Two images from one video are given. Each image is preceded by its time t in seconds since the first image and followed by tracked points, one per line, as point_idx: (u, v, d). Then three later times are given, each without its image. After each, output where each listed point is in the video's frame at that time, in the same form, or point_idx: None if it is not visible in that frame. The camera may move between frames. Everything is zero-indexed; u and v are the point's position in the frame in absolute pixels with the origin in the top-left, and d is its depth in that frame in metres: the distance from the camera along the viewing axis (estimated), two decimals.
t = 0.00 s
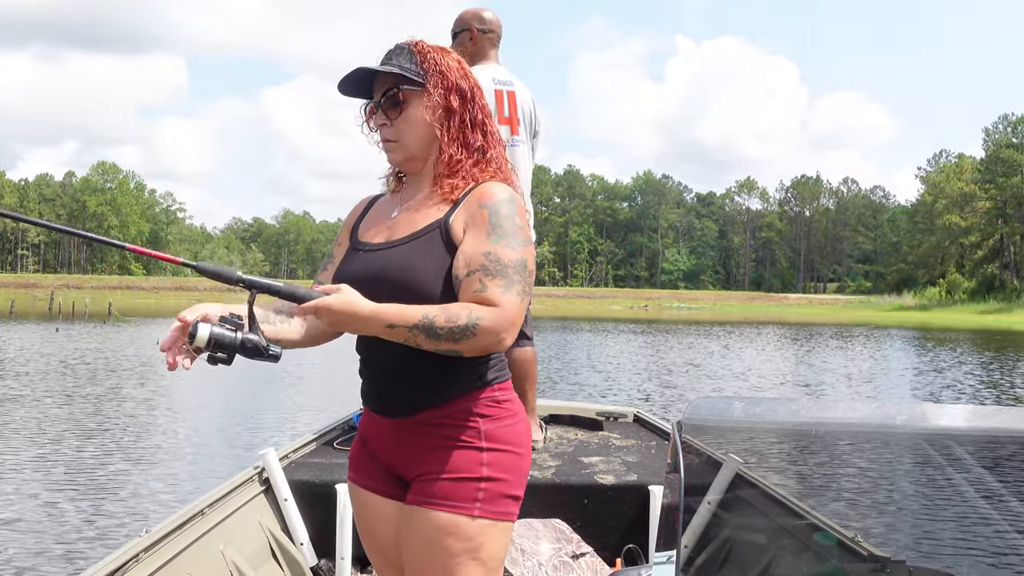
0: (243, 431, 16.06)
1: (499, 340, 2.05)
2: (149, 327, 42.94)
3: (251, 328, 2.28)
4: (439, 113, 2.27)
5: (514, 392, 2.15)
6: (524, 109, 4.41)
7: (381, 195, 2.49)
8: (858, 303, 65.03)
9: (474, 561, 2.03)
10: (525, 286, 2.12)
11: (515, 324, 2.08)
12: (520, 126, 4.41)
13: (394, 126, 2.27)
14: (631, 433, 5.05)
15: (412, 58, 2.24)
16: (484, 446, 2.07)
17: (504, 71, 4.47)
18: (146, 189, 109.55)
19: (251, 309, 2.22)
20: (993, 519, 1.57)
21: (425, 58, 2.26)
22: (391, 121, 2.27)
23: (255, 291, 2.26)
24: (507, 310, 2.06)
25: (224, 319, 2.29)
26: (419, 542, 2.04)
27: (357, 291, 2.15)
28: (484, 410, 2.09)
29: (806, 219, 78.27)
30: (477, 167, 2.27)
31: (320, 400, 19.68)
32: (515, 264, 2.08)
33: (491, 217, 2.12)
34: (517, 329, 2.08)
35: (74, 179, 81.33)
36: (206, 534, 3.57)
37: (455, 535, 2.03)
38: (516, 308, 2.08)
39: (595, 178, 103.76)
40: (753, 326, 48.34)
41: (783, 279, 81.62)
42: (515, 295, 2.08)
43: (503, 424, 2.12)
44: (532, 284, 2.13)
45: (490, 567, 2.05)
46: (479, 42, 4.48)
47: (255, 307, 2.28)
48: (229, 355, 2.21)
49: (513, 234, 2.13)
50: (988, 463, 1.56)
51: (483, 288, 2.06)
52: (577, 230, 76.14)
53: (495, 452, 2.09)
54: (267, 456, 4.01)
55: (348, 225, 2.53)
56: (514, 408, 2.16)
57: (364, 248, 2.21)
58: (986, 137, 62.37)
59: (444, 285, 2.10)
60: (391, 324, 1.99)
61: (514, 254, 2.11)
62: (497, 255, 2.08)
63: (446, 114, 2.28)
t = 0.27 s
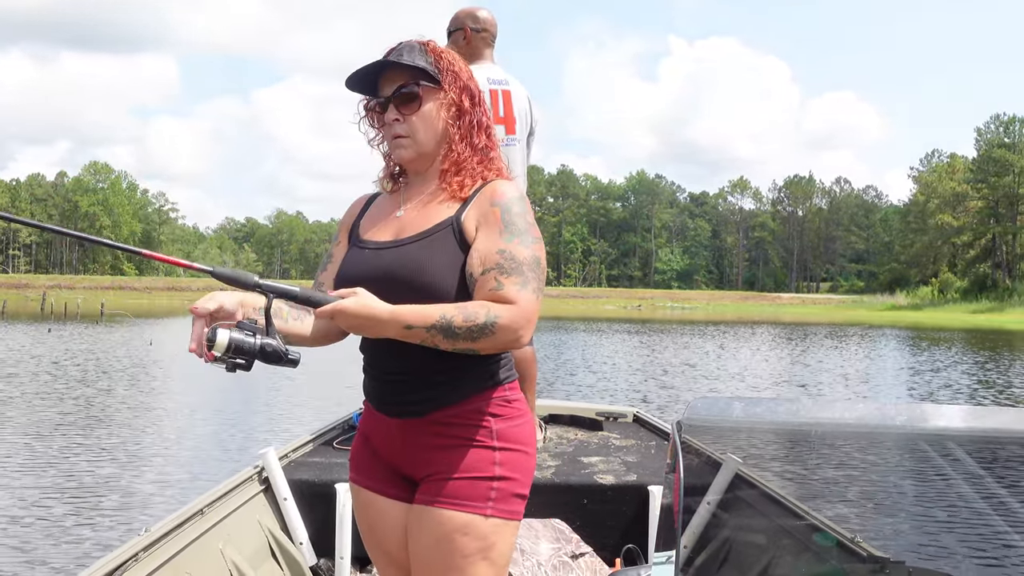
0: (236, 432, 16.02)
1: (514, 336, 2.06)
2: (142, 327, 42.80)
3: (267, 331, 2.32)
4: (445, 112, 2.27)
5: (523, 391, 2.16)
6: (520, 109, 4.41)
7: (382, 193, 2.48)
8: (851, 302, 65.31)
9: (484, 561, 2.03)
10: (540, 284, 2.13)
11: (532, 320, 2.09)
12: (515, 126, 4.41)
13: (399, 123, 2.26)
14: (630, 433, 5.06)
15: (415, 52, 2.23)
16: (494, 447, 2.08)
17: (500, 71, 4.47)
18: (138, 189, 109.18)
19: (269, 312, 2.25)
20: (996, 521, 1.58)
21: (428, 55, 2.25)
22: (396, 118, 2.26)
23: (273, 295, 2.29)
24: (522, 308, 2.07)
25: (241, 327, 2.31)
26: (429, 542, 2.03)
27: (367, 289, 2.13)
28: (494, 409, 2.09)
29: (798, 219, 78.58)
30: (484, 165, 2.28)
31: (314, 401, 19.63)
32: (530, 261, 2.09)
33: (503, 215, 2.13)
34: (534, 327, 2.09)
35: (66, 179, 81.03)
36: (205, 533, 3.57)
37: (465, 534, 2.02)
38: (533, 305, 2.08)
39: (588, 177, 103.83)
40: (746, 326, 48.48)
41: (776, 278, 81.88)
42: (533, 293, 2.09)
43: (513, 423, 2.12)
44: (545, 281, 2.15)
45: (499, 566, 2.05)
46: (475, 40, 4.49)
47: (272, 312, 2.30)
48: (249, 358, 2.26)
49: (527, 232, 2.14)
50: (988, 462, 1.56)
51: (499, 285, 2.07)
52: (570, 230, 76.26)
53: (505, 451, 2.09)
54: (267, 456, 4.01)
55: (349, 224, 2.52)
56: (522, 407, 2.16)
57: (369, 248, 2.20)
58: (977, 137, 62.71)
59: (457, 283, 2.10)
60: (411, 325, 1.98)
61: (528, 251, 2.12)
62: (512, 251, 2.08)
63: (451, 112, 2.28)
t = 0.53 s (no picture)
0: (229, 432, 15.98)
1: (524, 334, 2.06)
2: (135, 327, 42.69)
3: (279, 331, 2.32)
4: (453, 110, 2.26)
5: (528, 392, 2.16)
6: (519, 109, 4.41)
7: (386, 195, 2.48)
8: (844, 302, 65.56)
9: (490, 559, 2.02)
10: (550, 282, 2.14)
11: (542, 319, 2.10)
12: (514, 127, 4.41)
13: (411, 123, 2.26)
14: (631, 433, 5.06)
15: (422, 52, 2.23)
16: (501, 445, 2.08)
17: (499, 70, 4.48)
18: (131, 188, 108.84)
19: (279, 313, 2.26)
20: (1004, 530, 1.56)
21: (438, 54, 2.25)
22: (405, 118, 2.26)
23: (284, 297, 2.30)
24: (532, 305, 2.07)
25: (251, 326, 2.31)
26: (435, 540, 2.03)
27: (376, 288, 2.13)
28: (501, 409, 2.09)
29: (792, 219, 78.89)
30: (489, 164, 2.28)
31: (309, 401, 19.59)
32: (538, 259, 2.09)
33: (511, 214, 2.13)
34: (545, 325, 2.09)
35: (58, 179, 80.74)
36: (206, 532, 3.56)
37: (471, 533, 2.02)
38: (543, 303, 2.09)
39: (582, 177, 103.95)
40: (740, 326, 48.62)
41: (769, 278, 82.17)
42: (543, 290, 2.10)
43: (518, 423, 2.12)
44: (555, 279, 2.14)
45: (505, 565, 2.04)
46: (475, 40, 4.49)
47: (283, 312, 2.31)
48: (258, 359, 2.27)
49: (535, 231, 2.14)
50: (991, 464, 1.57)
51: (509, 285, 2.07)
52: (564, 229, 76.36)
53: (512, 451, 2.10)
54: (267, 455, 4.01)
55: (354, 224, 2.51)
56: (528, 408, 2.16)
57: (376, 248, 2.19)
58: (970, 138, 63.04)
59: (466, 282, 2.10)
60: (422, 324, 1.98)
61: (537, 249, 2.12)
62: (520, 250, 2.09)
63: (458, 112, 2.29)
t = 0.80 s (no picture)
0: (223, 433, 15.92)
1: (525, 337, 2.06)
2: (128, 326, 42.54)
3: (282, 332, 2.32)
4: (457, 112, 2.26)
5: (527, 392, 2.16)
6: (518, 108, 4.42)
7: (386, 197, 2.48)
8: (837, 303, 65.70)
9: (489, 560, 2.03)
10: (550, 285, 2.14)
11: (543, 323, 2.10)
12: (514, 125, 4.42)
13: (415, 123, 2.26)
14: (630, 433, 5.06)
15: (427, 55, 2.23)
16: (500, 447, 2.08)
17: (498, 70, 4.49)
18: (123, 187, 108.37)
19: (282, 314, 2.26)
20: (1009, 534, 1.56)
21: (442, 56, 2.25)
22: (408, 120, 2.26)
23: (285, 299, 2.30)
24: (534, 308, 2.07)
25: (252, 327, 2.31)
26: (434, 540, 2.03)
27: (377, 290, 2.12)
28: (500, 410, 2.09)
29: (785, 219, 79.11)
30: (490, 167, 2.28)
31: (303, 402, 19.54)
32: (539, 263, 2.10)
33: (513, 215, 2.12)
34: (545, 328, 2.10)
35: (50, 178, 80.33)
36: (206, 533, 3.55)
37: (472, 534, 2.02)
38: (544, 306, 2.09)
39: (576, 177, 103.97)
40: (733, 326, 48.67)
41: (763, 279, 82.37)
42: (545, 293, 2.10)
43: (519, 424, 2.12)
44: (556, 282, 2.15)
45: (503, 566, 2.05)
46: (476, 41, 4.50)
47: (284, 313, 2.31)
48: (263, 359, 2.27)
49: (536, 234, 2.14)
50: (994, 468, 1.58)
51: (511, 287, 2.07)
52: (557, 229, 76.34)
53: (513, 452, 2.09)
54: (267, 455, 4.00)
55: (354, 226, 2.51)
56: (528, 409, 2.16)
57: (378, 249, 2.19)
58: (962, 139, 63.28)
59: (466, 285, 2.10)
60: (423, 327, 1.98)
61: (537, 252, 2.12)
62: (521, 254, 2.09)
63: (462, 115, 2.28)
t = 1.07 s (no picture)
0: (216, 434, 15.86)
1: (519, 339, 2.05)
2: (120, 327, 42.36)
3: (277, 335, 2.31)
4: (451, 115, 2.26)
5: (519, 393, 2.15)
6: (511, 106, 4.42)
7: (381, 198, 2.48)
8: (828, 302, 65.94)
9: (482, 562, 2.02)
10: (543, 287, 2.14)
11: (535, 324, 2.10)
12: (506, 123, 4.42)
13: (409, 125, 2.26)
14: (630, 433, 5.07)
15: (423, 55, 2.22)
16: (493, 448, 2.07)
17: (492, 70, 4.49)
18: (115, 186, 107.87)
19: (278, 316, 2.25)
20: (1009, 532, 1.55)
21: (438, 58, 2.24)
22: (404, 119, 2.26)
23: (278, 302, 2.29)
24: (527, 309, 2.07)
25: (249, 330, 2.31)
26: (426, 542, 2.02)
27: (370, 291, 2.12)
28: (492, 411, 2.09)
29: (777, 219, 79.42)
30: (483, 168, 2.27)
31: (297, 402, 19.50)
32: (531, 264, 2.10)
33: (504, 219, 2.11)
34: (538, 329, 2.09)
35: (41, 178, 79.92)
36: (206, 533, 3.55)
37: (465, 534, 2.01)
38: (537, 308, 2.09)
39: (569, 177, 104.03)
40: (725, 325, 48.78)
41: (755, 278, 82.69)
42: (536, 295, 2.10)
43: (512, 425, 2.11)
44: (549, 284, 2.13)
45: (495, 566, 2.04)
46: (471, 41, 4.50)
47: (277, 315, 2.31)
48: (259, 364, 2.26)
49: (526, 236, 2.13)
50: (994, 468, 1.58)
51: (506, 289, 2.06)
52: (550, 229, 76.40)
53: (505, 453, 2.09)
54: (267, 456, 3.99)
55: (347, 226, 2.50)
56: (519, 410, 2.15)
57: (374, 252, 2.17)
58: (954, 139, 63.57)
59: (458, 286, 2.10)
60: (417, 328, 1.98)
61: (529, 254, 2.12)
62: (514, 255, 2.08)
63: (456, 117, 2.28)
